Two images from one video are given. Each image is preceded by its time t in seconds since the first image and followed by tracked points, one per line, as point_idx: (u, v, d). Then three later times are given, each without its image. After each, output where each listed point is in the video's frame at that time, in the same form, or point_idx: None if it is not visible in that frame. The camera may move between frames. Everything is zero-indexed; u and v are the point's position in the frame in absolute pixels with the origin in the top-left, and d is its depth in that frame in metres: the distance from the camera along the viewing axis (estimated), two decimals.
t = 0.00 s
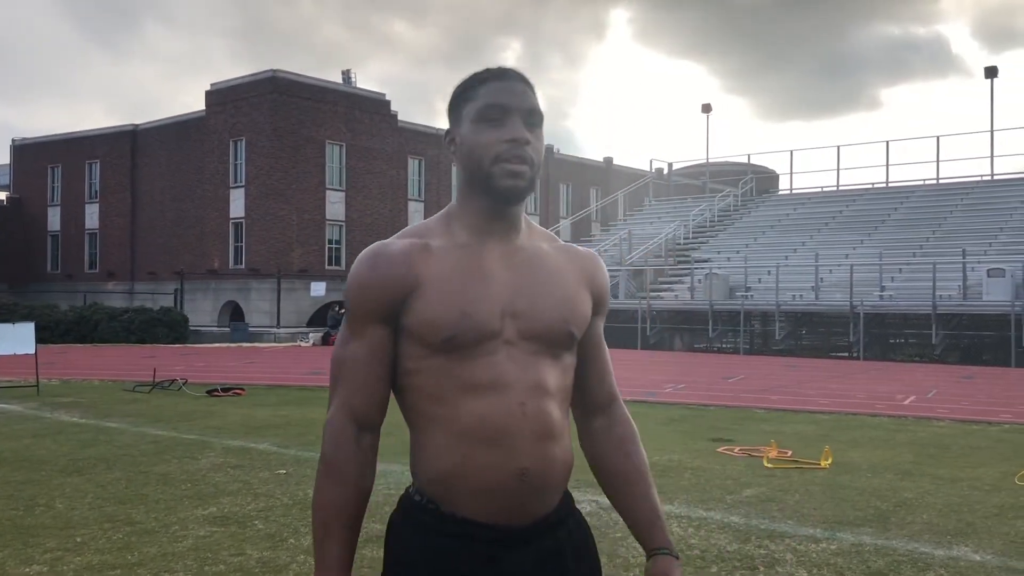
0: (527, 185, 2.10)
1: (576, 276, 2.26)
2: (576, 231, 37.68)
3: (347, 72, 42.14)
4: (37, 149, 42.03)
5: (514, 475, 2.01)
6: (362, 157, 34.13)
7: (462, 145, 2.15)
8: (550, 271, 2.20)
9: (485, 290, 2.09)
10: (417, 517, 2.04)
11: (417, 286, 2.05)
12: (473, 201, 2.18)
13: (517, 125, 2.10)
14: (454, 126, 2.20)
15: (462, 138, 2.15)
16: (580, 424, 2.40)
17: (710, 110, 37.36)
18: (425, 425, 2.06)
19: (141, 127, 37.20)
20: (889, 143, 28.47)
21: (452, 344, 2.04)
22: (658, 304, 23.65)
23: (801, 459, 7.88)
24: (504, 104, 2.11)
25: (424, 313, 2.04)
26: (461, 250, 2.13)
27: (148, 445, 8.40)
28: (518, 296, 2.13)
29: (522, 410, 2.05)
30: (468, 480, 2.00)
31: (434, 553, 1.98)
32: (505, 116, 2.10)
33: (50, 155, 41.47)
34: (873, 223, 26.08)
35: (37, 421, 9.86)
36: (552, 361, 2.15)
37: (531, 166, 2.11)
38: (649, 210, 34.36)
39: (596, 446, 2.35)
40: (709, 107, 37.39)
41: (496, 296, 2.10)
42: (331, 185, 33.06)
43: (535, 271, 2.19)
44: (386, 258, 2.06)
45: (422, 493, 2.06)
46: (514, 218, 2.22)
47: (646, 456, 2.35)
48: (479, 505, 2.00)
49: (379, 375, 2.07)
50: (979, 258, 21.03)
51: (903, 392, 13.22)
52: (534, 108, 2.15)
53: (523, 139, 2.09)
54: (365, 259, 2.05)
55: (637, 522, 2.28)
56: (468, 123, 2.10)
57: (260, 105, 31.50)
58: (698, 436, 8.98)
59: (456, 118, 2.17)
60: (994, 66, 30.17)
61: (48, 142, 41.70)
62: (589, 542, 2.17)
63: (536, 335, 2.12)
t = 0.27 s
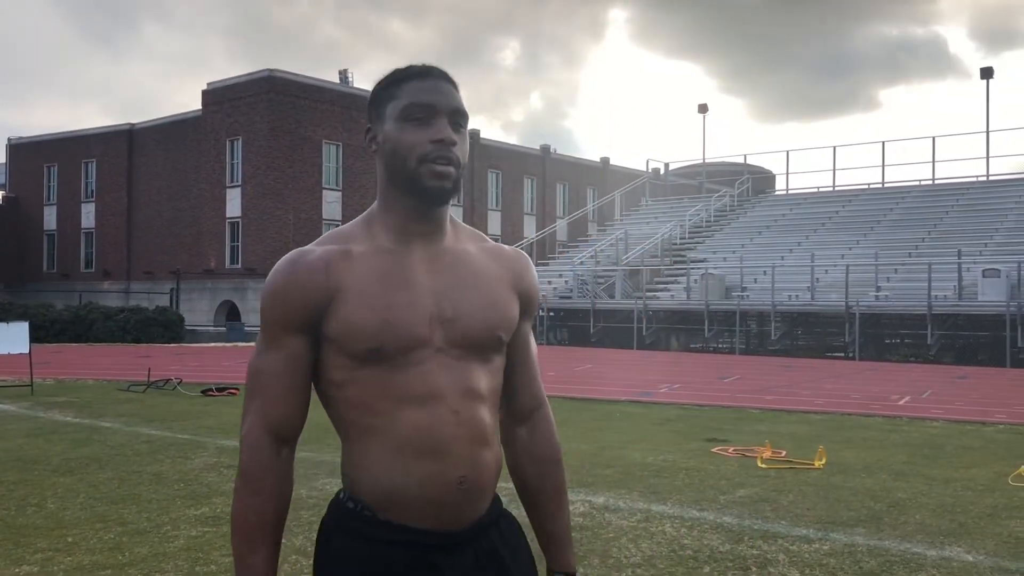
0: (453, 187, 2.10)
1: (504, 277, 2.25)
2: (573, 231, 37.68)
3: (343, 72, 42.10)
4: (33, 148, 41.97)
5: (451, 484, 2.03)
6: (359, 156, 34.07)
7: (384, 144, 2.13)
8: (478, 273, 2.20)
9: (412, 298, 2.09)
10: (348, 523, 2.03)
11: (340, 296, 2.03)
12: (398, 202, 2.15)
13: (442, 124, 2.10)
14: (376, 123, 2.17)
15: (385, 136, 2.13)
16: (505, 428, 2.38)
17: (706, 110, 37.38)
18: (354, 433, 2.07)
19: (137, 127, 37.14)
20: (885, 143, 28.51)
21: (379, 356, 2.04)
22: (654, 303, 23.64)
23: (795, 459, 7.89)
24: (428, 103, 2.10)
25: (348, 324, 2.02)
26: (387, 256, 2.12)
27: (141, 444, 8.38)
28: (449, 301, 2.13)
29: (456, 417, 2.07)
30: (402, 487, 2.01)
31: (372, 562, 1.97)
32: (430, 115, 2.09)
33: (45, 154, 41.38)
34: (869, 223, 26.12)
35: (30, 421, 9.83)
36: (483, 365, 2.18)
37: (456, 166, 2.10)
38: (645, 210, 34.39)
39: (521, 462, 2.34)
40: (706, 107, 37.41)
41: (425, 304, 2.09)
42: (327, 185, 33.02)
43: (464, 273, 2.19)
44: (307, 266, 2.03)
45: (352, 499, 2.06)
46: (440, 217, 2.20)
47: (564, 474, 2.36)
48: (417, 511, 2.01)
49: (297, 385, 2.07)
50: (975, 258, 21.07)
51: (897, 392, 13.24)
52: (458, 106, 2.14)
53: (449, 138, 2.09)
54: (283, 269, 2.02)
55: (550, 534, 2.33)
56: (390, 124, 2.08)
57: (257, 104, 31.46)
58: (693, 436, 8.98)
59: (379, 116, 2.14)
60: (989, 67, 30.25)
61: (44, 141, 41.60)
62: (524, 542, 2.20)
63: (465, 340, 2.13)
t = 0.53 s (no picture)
0: (417, 189, 2.11)
1: (456, 277, 2.29)
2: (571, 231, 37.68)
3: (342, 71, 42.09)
4: (32, 147, 41.95)
5: (411, 484, 2.09)
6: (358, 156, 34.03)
7: (339, 150, 2.11)
8: (435, 278, 2.23)
9: (379, 308, 2.08)
10: (304, 524, 2.06)
11: (312, 312, 1.97)
12: (355, 212, 2.13)
13: (400, 124, 2.11)
14: (325, 129, 2.14)
15: (340, 143, 2.11)
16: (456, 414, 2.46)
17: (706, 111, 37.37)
18: (322, 448, 2.05)
19: (136, 126, 37.11)
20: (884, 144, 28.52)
21: (350, 371, 2.03)
22: (652, 303, 23.65)
23: (792, 459, 7.89)
24: (384, 105, 2.11)
25: (322, 340, 1.98)
26: (348, 268, 2.08)
27: (138, 444, 8.37)
28: (409, 310, 2.15)
29: (416, 423, 2.11)
30: (363, 492, 2.04)
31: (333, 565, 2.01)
32: (387, 118, 2.10)
33: (44, 153, 41.36)
34: (868, 224, 26.12)
35: (27, 421, 9.81)
36: (440, 369, 2.22)
37: (416, 168, 2.13)
38: (644, 210, 34.41)
39: (475, 435, 2.43)
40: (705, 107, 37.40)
41: (387, 315, 2.09)
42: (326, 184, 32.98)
43: (421, 278, 2.21)
44: (272, 285, 1.94)
45: (309, 502, 2.09)
46: (393, 221, 2.21)
47: (519, 451, 2.44)
48: (377, 513, 2.06)
49: (271, 410, 1.98)
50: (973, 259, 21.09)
51: (896, 393, 13.24)
52: (407, 107, 2.17)
53: (408, 138, 2.11)
54: (247, 291, 1.93)
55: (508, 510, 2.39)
56: (349, 128, 2.07)
57: (256, 104, 31.43)
58: (691, 437, 8.97)
59: (332, 122, 2.12)
60: (988, 68, 30.26)
61: (42, 140, 41.56)
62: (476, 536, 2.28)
63: (425, 347, 2.16)
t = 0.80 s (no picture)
0: (406, 188, 2.11)
1: (438, 273, 2.30)
2: (573, 231, 37.68)
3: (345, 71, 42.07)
4: (34, 147, 42.00)
5: (403, 481, 2.10)
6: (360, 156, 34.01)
7: (327, 150, 2.10)
8: (420, 276, 2.24)
9: (367, 306, 2.09)
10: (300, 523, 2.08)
11: (302, 311, 1.97)
12: (342, 210, 2.12)
13: (387, 127, 2.12)
14: (311, 130, 2.13)
15: (328, 143, 2.10)
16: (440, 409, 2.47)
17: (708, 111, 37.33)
18: (313, 445, 2.05)
19: (139, 126, 37.13)
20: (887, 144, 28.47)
21: (341, 368, 2.03)
22: (654, 303, 23.63)
23: (795, 460, 7.86)
24: (370, 108, 2.11)
25: (313, 338, 1.99)
26: (337, 268, 2.08)
27: (139, 445, 8.35)
28: (396, 309, 2.16)
29: (407, 421, 2.13)
30: (358, 490, 2.06)
31: (331, 562, 2.03)
32: (374, 119, 2.10)
33: (47, 153, 41.42)
34: (871, 224, 26.08)
35: (29, 421, 9.80)
36: (425, 366, 2.23)
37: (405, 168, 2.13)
38: (646, 210, 34.38)
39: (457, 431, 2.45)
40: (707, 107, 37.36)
41: (377, 314, 2.10)
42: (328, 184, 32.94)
43: (407, 277, 2.21)
44: (264, 285, 1.94)
45: (302, 500, 2.10)
46: (378, 221, 2.21)
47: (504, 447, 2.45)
48: (369, 511, 2.08)
49: (269, 409, 1.97)
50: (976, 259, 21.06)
51: (899, 394, 13.21)
52: (393, 109, 2.17)
53: (395, 139, 2.11)
54: (238, 292, 1.93)
55: (495, 496, 2.39)
56: (337, 129, 2.07)
57: (258, 104, 31.43)
58: (693, 437, 8.95)
59: (319, 122, 2.11)
60: (991, 68, 30.20)
61: (45, 140, 41.61)
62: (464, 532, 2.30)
63: (412, 345, 2.17)
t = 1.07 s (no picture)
0: (412, 193, 2.23)
1: (446, 270, 2.39)
2: (581, 231, 37.65)
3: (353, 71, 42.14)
4: (44, 147, 42.19)
5: (425, 468, 2.18)
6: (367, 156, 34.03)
7: (339, 156, 2.23)
8: (430, 271, 2.34)
9: (380, 298, 2.18)
10: (326, 516, 2.12)
11: (317, 302, 2.08)
12: (353, 208, 2.23)
13: (394, 136, 2.25)
14: (322, 139, 2.26)
15: (339, 149, 2.22)
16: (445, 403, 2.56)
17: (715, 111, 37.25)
18: (330, 432, 2.13)
19: (147, 126, 37.26)
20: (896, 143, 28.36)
21: (355, 353, 2.12)
22: (662, 304, 23.60)
23: (803, 461, 7.84)
24: (378, 118, 2.23)
25: (328, 325, 2.09)
26: (350, 262, 2.19)
27: (148, 444, 8.38)
28: (408, 301, 2.25)
29: (425, 405, 2.21)
30: (380, 476, 2.12)
31: (355, 549, 2.09)
32: (382, 129, 2.23)
33: (56, 153, 41.60)
34: (879, 224, 25.99)
35: (39, 420, 9.84)
36: (438, 354, 2.32)
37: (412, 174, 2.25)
38: (654, 210, 34.33)
39: (462, 430, 2.53)
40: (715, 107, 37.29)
41: (389, 304, 2.20)
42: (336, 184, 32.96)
43: (418, 272, 2.31)
44: (279, 277, 2.06)
45: (326, 491, 2.13)
46: (388, 220, 2.32)
47: (499, 444, 2.53)
48: (392, 498, 2.13)
49: (283, 393, 2.09)
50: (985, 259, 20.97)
51: (907, 394, 13.16)
52: (399, 119, 2.30)
53: (402, 147, 2.24)
54: (255, 283, 2.05)
55: (490, 495, 2.48)
56: (347, 135, 2.19)
57: (265, 104, 31.51)
58: (700, 438, 8.93)
59: (330, 130, 2.24)
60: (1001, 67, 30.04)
61: (54, 141, 41.78)
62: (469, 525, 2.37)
63: (425, 334, 2.26)
